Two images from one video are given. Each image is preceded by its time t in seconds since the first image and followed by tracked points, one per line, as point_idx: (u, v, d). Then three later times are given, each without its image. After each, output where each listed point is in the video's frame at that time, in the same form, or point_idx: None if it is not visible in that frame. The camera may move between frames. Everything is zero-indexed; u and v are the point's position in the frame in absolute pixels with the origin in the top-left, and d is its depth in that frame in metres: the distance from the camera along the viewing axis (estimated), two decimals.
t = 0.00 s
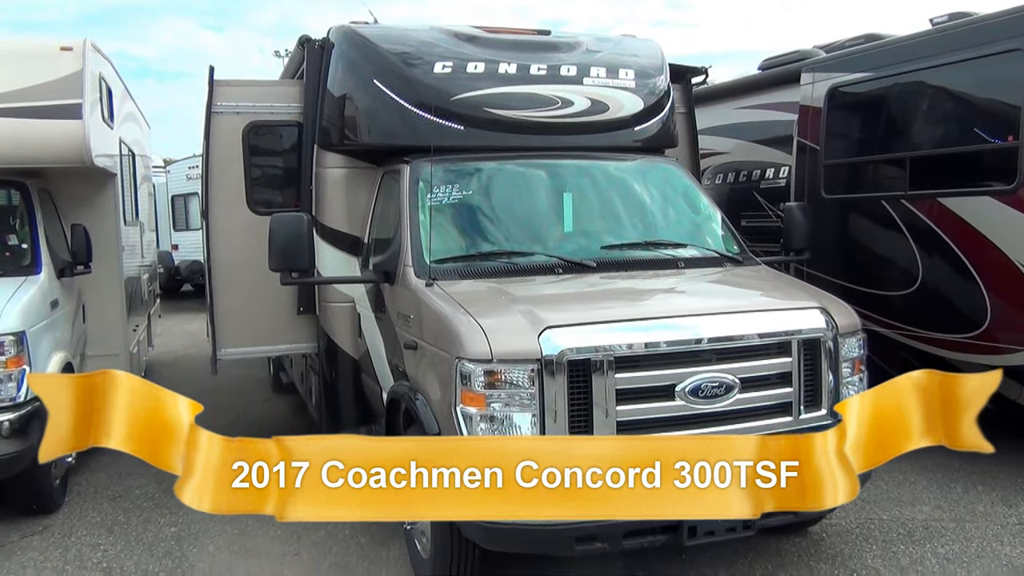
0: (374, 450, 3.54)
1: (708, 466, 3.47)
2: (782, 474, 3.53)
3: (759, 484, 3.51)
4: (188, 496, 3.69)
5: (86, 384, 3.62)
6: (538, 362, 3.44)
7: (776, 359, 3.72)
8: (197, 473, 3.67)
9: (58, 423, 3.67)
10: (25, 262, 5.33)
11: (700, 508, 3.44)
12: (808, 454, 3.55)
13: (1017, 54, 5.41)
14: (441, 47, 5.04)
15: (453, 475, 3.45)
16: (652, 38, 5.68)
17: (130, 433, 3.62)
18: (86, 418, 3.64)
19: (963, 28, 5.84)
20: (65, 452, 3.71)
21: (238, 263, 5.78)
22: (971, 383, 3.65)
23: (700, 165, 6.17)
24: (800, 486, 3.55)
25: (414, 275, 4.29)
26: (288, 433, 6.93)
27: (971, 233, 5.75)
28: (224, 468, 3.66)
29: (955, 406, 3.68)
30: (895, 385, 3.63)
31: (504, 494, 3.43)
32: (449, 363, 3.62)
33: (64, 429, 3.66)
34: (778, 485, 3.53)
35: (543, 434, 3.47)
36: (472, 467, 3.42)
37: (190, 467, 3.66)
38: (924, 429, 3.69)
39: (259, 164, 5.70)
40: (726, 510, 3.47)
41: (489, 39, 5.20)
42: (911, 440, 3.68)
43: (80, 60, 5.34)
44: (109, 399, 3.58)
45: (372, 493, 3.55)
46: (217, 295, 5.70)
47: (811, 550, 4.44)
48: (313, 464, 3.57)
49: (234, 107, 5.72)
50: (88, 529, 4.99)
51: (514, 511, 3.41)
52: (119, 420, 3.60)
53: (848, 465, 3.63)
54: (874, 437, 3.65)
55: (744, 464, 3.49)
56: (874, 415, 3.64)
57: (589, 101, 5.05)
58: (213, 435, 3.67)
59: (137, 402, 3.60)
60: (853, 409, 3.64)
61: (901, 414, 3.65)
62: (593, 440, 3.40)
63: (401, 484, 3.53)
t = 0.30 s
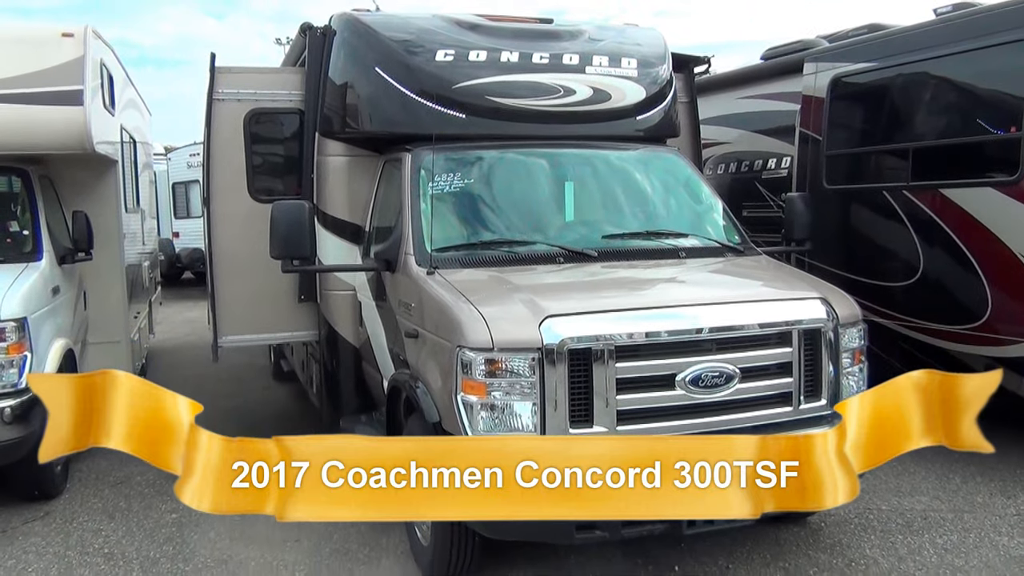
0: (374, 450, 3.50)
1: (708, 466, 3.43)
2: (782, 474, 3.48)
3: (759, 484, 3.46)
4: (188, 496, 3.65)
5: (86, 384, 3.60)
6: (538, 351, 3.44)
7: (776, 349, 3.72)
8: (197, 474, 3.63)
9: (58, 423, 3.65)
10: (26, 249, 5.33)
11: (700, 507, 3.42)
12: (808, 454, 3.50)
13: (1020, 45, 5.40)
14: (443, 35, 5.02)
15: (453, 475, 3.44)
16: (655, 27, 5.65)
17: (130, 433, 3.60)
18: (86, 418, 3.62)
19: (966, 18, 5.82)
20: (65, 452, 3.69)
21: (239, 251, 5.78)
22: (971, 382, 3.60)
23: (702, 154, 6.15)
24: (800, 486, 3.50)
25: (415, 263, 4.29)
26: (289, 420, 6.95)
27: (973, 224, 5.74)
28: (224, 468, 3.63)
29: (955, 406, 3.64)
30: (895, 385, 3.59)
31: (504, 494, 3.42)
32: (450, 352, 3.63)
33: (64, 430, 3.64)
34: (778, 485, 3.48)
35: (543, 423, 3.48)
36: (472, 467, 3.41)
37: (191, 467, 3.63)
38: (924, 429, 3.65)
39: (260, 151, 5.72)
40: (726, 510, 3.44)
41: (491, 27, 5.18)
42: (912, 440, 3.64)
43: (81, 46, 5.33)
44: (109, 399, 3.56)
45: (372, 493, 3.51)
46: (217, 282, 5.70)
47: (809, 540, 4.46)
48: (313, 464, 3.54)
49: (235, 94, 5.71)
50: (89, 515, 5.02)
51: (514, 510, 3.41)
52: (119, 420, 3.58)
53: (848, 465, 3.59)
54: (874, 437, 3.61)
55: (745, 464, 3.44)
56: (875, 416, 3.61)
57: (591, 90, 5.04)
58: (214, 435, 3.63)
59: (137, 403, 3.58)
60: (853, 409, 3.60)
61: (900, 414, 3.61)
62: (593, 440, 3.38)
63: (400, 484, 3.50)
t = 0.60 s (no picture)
0: (374, 450, 3.49)
1: (708, 466, 3.43)
2: (782, 474, 3.48)
3: (760, 484, 3.47)
4: (187, 496, 3.62)
5: (86, 384, 3.52)
6: (535, 339, 3.45)
7: (772, 337, 3.72)
8: (197, 473, 3.60)
9: (58, 423, 3.56)
10: (22, 236, 5.30)
11: (699, 507, 3.44)
12: (808, 454, 3.50)
13: (1019, 34, 5.39)
14: (440, 21, 4.99)
15: (453, 475, 3.45)
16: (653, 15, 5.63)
17: (131, 433, 3.55)
18: (87, 418, 3.55)
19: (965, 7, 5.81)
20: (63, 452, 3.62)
21: (236, 239, 5.76)
22: (971, 382, 3.54)
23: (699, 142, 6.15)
24: (800, 486, 3.50)
25: (412, 250, 4.29)
26: (285, 408, 6.95)
27: (970, 214, 5.75)
28: (224, 468, 3.60)
29: (954, 406, 3.57)
30: (894, 385, 3.52)
31: (504, 494, 3.43)
32: (447, 340, 3.63)
33: (63, 430, 3.55)
34: (778, 485, 3.49)
35: (540, 410, 3.48)
36: (472, 467, 3.43)
37: (191, 467, 3.60)
38: (925, 429, 3.58)
39: (257, 139, 5.70)
40: (726, 510, 3.45)
41: (488, 14, 5.15)
42: (912, 440, 3.58)
43: (77, 32, 5.28)
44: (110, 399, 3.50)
45: (372, 493, 3.50)
46: (213, 269, 5.68)
47: (804, 527, 4.48)
48: (313, 464, 3.53)
49: (231, 81, 5.69)
50: (86, 501, 5.02)
51: (514, 510, 3.42)
52: (120, 420, 3.53)
53: (848, 465, 3.57)
54: (874, 437, 3.57)
55: (745, 464, 3.45)
56: (875, 416, 3.56)
57: (589, 78, 5.02)
58: (214, 435, 3.60)
59: (137, 403, 3.52)
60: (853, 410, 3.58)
61: (901, 414, 3.55)
62: (592, 440, 3.39)
63: (400, 484, 3.49)
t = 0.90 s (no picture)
0: (374, 450, 3.50)
1: (708, 466, 3.46)
2: (782, 474, 3.51)
3: (760, 484, 3.50)
4: (187, 496, 3.66)
5: (86, 384, 3.58)
6: (530, 327, 3.45)
7: (767, 324, 3.73)
8: (197, 473, 3.63)
9: (58, 423, 3.62)
10: (15, 224, 5.29)
11: (699, 506, 3.46)
12: (808, 455, 3.52)
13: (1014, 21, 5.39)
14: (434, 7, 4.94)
15: (453, 475, 3.46)
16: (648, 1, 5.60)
17: (131, 433, 3.60)
18: (87, 418, 3.61)
19: None
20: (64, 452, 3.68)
21: (230, 226, 5.75)
22: (972, 383, 3.55)
23: (694, 129, 6.14)
24: (800, 486, 3.53)
25: (407, 238, 4.28)
26: (280, 396, 6.95)
27: (964, 201, 5.76)
28: (224, 468, 3.62)
29: (955, 406, 3.58)
30: (895, 386, 3.53)
31: (504, 493, 3.46)
32: (442, 327, 3.63)
33: (64, 429, 3.62)
34: (778, 485, 3.52)
35: (535, 397, 3.49)
36: (472, 467, 3.45)
37: (191, 467, 3.63)
38: (924, 429, 3.60)
39: (251, 126, 5.63)
40: (726, 509, 3.48)
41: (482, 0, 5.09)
42: (912, 440, 3.59)
43: (69, 18, 5.25)
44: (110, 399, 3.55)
45: (372, 493, 3.52)
46: (208, 257, 5.68)
47: (798, 513, 4.50)
48: (313, 464, 3.54)
49: (224, 68, 5.68)
50: (81, 489, 5.02)
51: (515, 509, 3.45)
52: (119, 420, 3.58)
53: (848, 464, 3.58)
54: (874, 438, 3.57)
55: (745, 464, 3.48)
56: (875, 416, 3.57)
57: (584, 65, 5.00)
58: (214, 435, 3.62)
59: (137, 402, 3.57)
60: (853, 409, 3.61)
61: (901, 414, 3.56)
62: (592, 440, 3.41)
63: (400, 484, 3.50)
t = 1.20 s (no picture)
0: (372, 451, 3.50)
1: (708, 466, 3.47)
2: (782, 474, 3.52)
3: (760, 484, 3.51)
4: (187, 496, 3.68)
5: (86, 384, 3.64)
6: (527, 315, 3.45)
7: (763, 312, 3.73)
8: (198, 473, 3.65)
9: (59, 422, 3.71)
10: (9, 211, 5.27)
11: (698, 506, 3.48)
12: (808, 454, 3.53)
13: (1011, 9, 5.38)
14: None
15: (453, 475, 3.47)
16: None
17: (130, 433, 3.64)
18: (86, 418, 3.67)
19: None
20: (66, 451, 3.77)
21: (226, 214, 5.73)
22: (972, 383, 3.60)
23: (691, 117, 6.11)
24: (801, 486, 3.54)
25: (403, 226, 4.28)
26: (277, 384, 6.95)
27: (960, 189, 5.76)
28: (224, 468, 3.63)
29: (954, 406, 3.64)
30: (896, 386, 3.56)
31: (503, 493, 3.47)
32: (438, 315, 3.63)
33: (65, 429, 3.70)
34: (778, 485, 3.53)
35: (531, 385, 3.49)
36: (472, 467, 3.46)
37: (190, 467, 3.65)
38: (924, 429, 3.64)
39: (247, 114, 5.62)
40: (726, 509, 3.50)
41: None
42: (911, 440, 3.63)
43: (62, 4, 5.21)
44: (109, 400, 3.59)
45: (372, 493, 3.53)
46: (204, 245, 5.68)
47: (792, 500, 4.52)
48: (313, 464, 3.54)
49: (220, 54, 5.64)
50: (78, 476, 5.02)
51: (515, 508, 3.47)
52: (119, 421, 3.62)
53: (848, 464, 3.61)
54: (874, 437, 3.61)
55: (745, 464, 3.48)
56: (875, 416, 3.60)
57: (581, 52, 4.99)
58: (214, 435, 3.63)
59: (137, 403, 3.60)
60: (853, 411, 3.62)
61: (901, 414, 3.60)
62: (592, 441, 3.43)
63: (400, 484, 3.51)
